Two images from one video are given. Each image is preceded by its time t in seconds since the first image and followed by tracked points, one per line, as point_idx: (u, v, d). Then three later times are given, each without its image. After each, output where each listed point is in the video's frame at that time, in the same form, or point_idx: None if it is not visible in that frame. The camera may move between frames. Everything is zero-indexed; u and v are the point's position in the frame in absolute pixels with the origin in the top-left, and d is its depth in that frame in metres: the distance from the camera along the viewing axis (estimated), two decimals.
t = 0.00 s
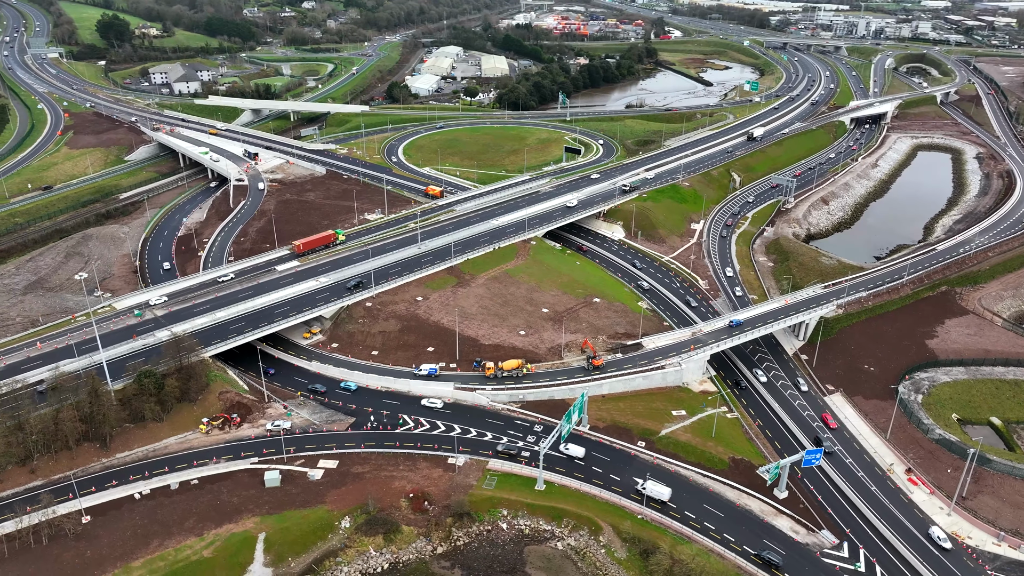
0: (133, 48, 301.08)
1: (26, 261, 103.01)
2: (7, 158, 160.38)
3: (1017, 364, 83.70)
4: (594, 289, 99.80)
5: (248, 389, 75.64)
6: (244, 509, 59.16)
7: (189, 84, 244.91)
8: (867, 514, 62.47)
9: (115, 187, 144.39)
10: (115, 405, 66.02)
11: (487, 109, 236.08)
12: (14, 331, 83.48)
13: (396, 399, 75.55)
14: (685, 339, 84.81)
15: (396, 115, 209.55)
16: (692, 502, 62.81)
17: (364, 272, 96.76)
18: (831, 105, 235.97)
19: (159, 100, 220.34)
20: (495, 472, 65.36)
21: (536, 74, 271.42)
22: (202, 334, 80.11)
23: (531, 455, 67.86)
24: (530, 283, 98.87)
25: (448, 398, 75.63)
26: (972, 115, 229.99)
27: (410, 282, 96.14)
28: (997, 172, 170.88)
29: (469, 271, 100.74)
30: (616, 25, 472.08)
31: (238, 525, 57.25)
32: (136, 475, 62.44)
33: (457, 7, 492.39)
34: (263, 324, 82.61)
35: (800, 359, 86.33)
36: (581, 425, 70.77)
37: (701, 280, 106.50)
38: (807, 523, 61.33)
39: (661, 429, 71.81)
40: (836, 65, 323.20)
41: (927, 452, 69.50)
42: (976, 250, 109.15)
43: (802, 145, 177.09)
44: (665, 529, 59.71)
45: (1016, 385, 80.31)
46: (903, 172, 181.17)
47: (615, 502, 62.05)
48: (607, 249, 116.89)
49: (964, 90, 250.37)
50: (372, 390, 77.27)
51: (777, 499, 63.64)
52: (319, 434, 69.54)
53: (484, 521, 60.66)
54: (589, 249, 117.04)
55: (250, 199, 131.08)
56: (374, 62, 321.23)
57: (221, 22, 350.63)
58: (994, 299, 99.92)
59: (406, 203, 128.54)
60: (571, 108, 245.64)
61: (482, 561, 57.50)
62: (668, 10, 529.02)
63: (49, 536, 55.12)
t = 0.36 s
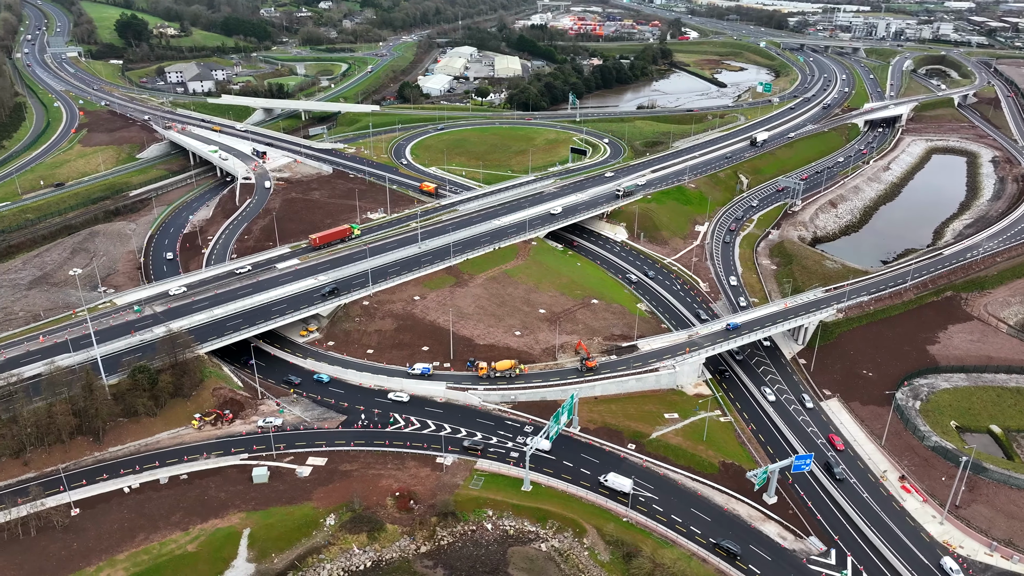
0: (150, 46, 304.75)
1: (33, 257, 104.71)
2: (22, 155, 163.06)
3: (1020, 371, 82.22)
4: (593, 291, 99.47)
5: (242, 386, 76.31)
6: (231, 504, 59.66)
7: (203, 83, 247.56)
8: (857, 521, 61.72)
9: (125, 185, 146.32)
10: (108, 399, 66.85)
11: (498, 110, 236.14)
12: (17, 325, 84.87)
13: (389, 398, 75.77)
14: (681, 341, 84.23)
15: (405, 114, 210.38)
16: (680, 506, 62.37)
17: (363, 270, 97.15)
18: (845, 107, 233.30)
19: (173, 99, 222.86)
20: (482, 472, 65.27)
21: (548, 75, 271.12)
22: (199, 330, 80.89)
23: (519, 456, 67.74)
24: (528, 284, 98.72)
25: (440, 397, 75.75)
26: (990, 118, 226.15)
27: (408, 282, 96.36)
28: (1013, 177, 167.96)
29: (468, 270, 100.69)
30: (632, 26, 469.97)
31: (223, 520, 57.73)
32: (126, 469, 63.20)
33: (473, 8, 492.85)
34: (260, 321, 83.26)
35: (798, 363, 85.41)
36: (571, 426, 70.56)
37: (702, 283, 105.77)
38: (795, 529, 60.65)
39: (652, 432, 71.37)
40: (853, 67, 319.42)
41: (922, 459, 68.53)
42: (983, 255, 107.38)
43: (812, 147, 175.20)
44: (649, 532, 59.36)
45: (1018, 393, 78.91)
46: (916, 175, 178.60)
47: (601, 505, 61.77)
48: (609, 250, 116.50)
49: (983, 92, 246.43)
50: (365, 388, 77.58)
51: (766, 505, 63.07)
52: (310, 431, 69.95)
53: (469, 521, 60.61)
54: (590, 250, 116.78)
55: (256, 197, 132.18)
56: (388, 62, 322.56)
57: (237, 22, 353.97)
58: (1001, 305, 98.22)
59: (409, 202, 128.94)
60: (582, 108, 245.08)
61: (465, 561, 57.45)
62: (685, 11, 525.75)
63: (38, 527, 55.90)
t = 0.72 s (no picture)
0: (161, 46, 307.46)
1: (34, 253, 106.02)
2: (30, 153, 165.08)
3: (1016, 377, 81.13)
4: (587, 292, 99.23)
5: (232, 383, 76.79)
6: (213, 501, 60.05)
7: (212, 82, 249.52)
8: (842, 526, 61.12)
9: (130, 183, 147.76)
10: (96, 395, 67.56)
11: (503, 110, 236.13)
12: (13, 321, 85.93)
13: (377, 397, 75.96)
14: (672, 343, 83.84)
15: (410, 114, 211.00)
16: (662, 509, 62.05)
17: (357, 270, 97.51)
18: (854, 109, 231.36)
19: (181, 98, 224.77)
20: (466, 472, 65.27)
21: (556, 76, 270.67)
22: (191, 328, 81.48)
23: (504, 456, 67.68)
24: (522, 284, 98.64)
25: (427, 397, 75.83)
26: (1002, 120, 223.19)
27: (401, 281, 96.58)
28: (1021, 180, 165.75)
29: (463, 270, 100.63)
30: (643, 27, 468.63)
31: (204, 517, 58.09)
32: (112, 464, 63.79)
33: (485, 9, 493.39)
34: (251, 319, 83.77)
35: (790, 367, 84.76)
36: (557, 428, 70.44)
37: (698, 285, 105.33)
38: (778, 534, 60.15)
39: (638, 434, 71.09)
40: (865, 69, 316.40)
41: (911, 465, 67.77)
42: (984, 259, 106.08)
43: (817, 149, 173.87)
44: (629, 534, 59.12)
45: (1013, 399, 77.90)
46: (924, 178, 176.71)
47: (582, 507, 61.55)
48: (606, 251, 116.19)
49: (995, 94, 243.51)
50: (353, 387, 77.80)
51: (750, 509, 62.53)
52: (296, 430, 70.26)
53: (449, 521, 60.59)
54: (588, 251, 116.49)
55: (257, 196, 133.03)
56: (397, 62, 323.48)
57: (248, 22, 356.45)
58: (1000, 310, 96.99)
59: (408, 202, 129.15)
60: (589, 109, 244.47)
61: (444, 561, 57.46)
62: (698, 12, 523.36)
63: (21, 522, 56.58)
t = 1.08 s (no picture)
0: (166, 45, 308.89)
1: (27, 252, 106.69)
2: (30, 152, 166.10)
3: (1006, 381, 80.40)
4: (577, 292, 99.05)
5: (217, 382, 77.03)
6: (192, 499, 60.19)
7: (214, 82, 250.45)
8: (821, 530, 60.78)
9: (128, 181, 148.51)
10: (79, 393, 67.95)
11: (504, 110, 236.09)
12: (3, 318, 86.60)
13: (361, 396, 75.99)
14: (658, 345, 83.58)
15: (410, 114, 211.29)
16: (641, 511, 61.81)
17: (347, 269, 97.61)
18: (856, 110, 230.16)
19: (183, 97, 225.91)
20: (445, 472, 65.25)
21: (558, 76, 270.43)
22: (178, 326, 81.81)
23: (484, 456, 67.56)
24: (511, 284, 98.57)
25: (411, 397, 75.81)
26: (1006, 122, 221.38)
27: (390, 281, 96.63)
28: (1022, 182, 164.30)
29: (452, 270, 100.59)
30: (649, 28, 467.59)
31: (181, 515, 58.25)
32: (93, 461, 64.13)
33: (490, 9, 493.58)
34: (238, 318, 83.96)
35: (778, 369, 84.32)
36: (538, 428, 70.35)
37: (689, 286, 105.02)
38: (756, 537, 59.82)
39: (620, 435, 70.89)
40: (870, 70, 314.41)
41: (894, 468, 67.27)
42: (978, 262, 105.20)
43: (817, 151, 172.94)
44: (605, 535, 58.99)
45: (1001, 403, 77.20)
46: (924, 180, 175.38)
47: (560, 508, 61.42)
48: (599, 252, 115.94)
49: (1001, 96, 241.37)
50: (338, 386, 77.91)
51: (729, 511, 62.25)
52: (278, 428, 70.40)
53: (427, 521, 60.55)
54: (580, 252, 116.20)
55: (252, 195, 133.53)
56: (400, 62, 323.92)
57: (253, 22, 357.79)
58: (993, 313, 96.16)
59: (402, 202, 129.24)
60: (590, 109, 244.07)
61: (419, 561, 57.42)
62: (705, 13, 521.89)
63: None
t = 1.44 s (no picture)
0: (171, 45, 310.53)
1: (22, 249, 107.46)
2: (31, 150, 167.25)
3: (995, 385, 79.70)
4: (567, 293, 98.91)
5: (203, 380, 77.29)
6: (171, 496, 60.42)
7: (217, 81, 251.58)
8: (800, 534, 60.45)
9: (127, 180, 149.35)
10: (64, 390, 68.31)
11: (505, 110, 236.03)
12: None
13: (345, 395, 76.12)
14: (645, 346, 83.32)
15: (410, 114, 211.67)
16: (620, 513, 61.63)
17: (337, 268, 97.76)
18: (860, 111, 228.75)
19: (186, 96, 227.07)
20: (425, 472, 65.29)
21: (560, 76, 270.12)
22: (166, 324, 82.16)
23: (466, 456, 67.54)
24: (501, 285, 98.54)
25: (395, 396, 75.85)
26: (1011, 123, 219.46)
27: (380, 280, 96.83)
28: None
29: (443, 270, 100.65)
30: (655, 28, 466.67)
31: (159, 512, 58.47)
32: (75, 458, 64.46)
33: (497, 9, 493.82)
34: (226, 316, 84.22)
35: (765, 371, 83.89)
36: (521, 429, 70.33)
37: (680, 287, 104.70)
38: (734, 540, 59.52)
39: (603, 436, 70.73)
40: (876, 71, 312.54)
41: (877, 472, 66.79)
42: (973, 265, 104.34)
43: (817, 152, 171.99)
44: (582, 537, 58.89)
45: (990, 407, 76.43)
46: (926, 182, 174.06)
47: (537, 509, 61.36)
48: (591, 253, 115.74)
49: (1007, 97, 239.51)
50: (323, 385, 78.09)
51: (708, 514, 62.00)
52: (261, 426, 70.62)
53: (404, 520, 60.60)
54: (573, 253, 115.93)
55: (248, 194, 134.04)
56: (403, 62, 324.45)
57: (258, 22, 359.19)
58: (987, 316, 95.31)
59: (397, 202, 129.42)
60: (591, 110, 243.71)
61: (395, 560, 57.47)
62: (712, 13, 520.53)
63: None
